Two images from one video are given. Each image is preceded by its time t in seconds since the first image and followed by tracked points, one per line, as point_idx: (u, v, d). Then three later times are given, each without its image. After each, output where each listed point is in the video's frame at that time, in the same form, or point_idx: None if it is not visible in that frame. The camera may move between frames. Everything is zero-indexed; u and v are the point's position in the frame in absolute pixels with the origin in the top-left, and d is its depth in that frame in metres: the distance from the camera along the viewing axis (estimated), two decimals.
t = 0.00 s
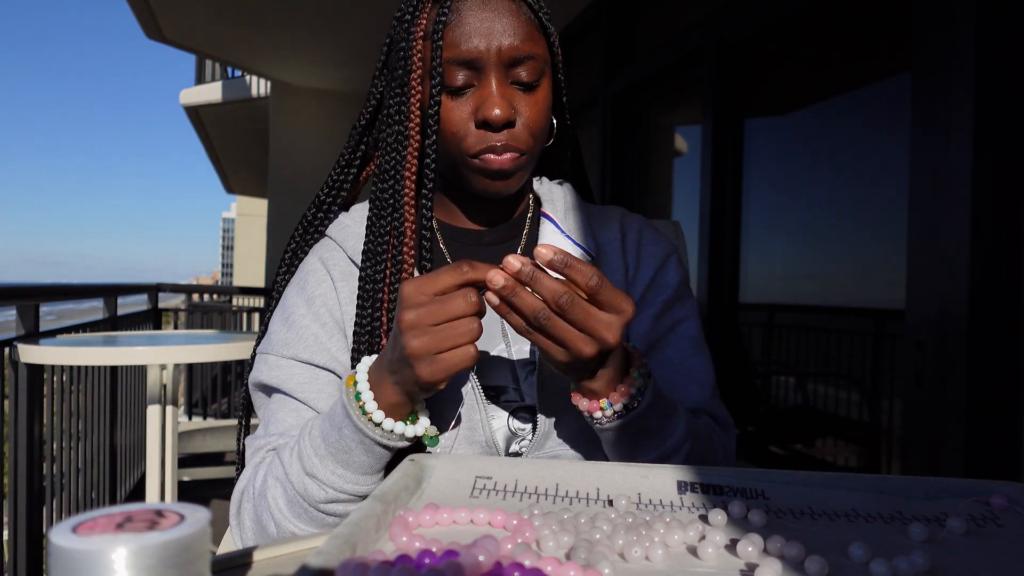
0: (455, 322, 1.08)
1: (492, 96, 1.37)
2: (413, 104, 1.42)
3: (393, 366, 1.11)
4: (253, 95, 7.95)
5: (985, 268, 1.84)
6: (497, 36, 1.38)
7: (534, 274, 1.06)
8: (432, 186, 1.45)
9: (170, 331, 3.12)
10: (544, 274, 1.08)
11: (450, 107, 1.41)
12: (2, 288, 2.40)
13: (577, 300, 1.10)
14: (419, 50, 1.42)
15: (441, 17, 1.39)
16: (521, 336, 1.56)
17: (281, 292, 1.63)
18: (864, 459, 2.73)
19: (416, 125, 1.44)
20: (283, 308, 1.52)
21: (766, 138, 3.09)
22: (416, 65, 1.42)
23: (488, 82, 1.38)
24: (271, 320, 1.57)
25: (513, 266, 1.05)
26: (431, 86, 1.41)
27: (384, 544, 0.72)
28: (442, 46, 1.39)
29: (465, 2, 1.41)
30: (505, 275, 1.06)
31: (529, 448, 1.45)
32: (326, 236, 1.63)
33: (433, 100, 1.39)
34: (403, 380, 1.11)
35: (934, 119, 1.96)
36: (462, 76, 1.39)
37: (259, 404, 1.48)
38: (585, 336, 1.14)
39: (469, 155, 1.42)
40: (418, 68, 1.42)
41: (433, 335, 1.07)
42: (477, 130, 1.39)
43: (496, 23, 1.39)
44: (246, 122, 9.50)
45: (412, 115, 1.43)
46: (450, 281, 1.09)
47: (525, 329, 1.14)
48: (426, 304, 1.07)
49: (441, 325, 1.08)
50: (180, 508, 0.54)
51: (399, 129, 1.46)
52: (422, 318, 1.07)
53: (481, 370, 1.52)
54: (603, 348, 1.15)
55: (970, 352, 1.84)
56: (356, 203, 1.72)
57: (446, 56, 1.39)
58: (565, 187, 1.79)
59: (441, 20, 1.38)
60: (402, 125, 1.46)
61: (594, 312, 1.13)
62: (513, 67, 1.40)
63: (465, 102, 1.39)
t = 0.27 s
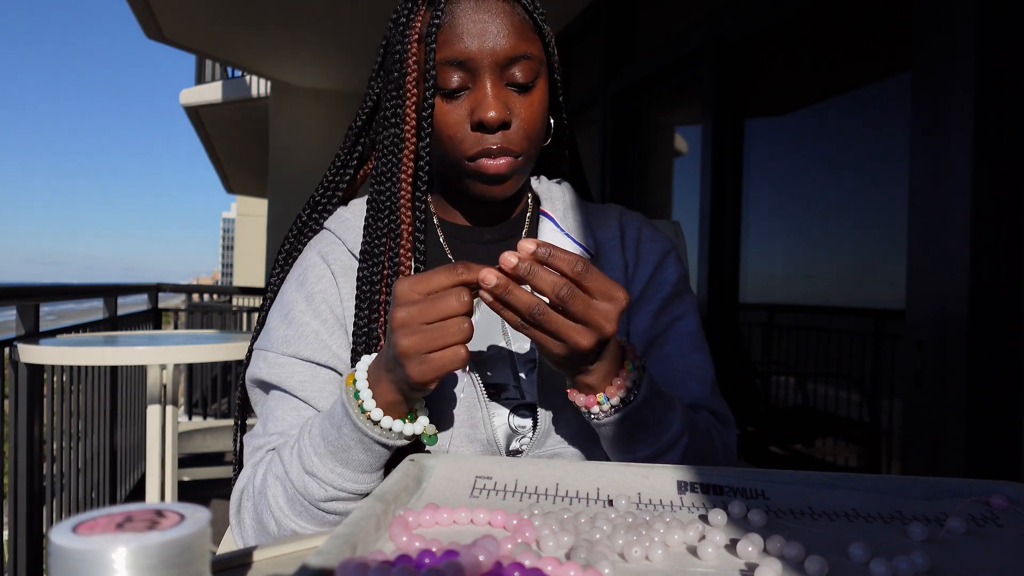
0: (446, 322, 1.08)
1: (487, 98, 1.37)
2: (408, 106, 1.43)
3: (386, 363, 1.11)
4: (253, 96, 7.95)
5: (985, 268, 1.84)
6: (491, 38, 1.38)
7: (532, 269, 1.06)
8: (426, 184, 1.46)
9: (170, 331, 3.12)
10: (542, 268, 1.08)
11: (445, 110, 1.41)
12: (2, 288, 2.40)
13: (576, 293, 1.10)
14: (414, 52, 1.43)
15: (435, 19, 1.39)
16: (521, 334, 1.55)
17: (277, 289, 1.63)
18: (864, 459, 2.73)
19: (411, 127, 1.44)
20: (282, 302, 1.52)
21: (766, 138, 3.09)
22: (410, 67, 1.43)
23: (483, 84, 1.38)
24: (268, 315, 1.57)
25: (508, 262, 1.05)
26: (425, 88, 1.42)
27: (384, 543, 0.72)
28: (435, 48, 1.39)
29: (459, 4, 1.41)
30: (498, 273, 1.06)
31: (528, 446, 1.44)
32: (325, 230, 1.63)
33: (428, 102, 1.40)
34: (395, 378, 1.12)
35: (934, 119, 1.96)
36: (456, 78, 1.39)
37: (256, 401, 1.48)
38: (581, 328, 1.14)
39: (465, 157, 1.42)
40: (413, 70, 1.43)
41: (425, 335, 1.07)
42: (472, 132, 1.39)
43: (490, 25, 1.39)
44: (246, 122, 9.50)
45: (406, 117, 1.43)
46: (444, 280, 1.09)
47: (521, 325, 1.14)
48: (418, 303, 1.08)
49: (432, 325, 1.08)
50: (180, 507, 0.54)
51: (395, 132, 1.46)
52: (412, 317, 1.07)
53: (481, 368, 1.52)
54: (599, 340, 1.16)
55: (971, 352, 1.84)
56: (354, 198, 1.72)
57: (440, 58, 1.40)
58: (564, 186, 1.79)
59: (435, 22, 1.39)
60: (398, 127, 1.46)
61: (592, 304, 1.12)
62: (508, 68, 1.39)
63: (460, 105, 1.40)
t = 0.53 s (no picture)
0: (448, 324, 1.08)
1: (488, 97, 1.37)
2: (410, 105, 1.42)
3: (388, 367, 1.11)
4: (253, 96, 7.95)
5: (985, 267, 1.84)
6: (492, 37, 1.38)
7: (535, 268, 1.06)
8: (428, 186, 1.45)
9: (170, 331, 3.11)
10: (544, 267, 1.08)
11: (446, 109, 1.41)
12: (2, 288, 2.40)
13: (580, 292, 1.09)
14: (415, 52, 1.43)
15: (436, 18, 1.39)
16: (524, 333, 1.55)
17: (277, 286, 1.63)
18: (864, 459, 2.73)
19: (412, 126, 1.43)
20: (284, 300, 1.52)
21: (766, 137, 3.09)
22: (412, 67, 1.43)
23: (483, 83, 1.38)
24: (270, 312, 1.57)
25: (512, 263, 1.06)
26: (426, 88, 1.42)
27: (384, 543, 0.72)
28: (436, 47, 1.39)
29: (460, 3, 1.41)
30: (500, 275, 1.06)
31: (532, 445, 1.45)
32: (328, 225, 1.63)
33: (429, 102, 1.40)
34: (397, 380, 1.12)
35: (934, 119, 1.96)
36: (457, 77, 1.39)
37: (256, 398, 1.48)
38: (584, 326, 1.14)
39: (467, 157, 1.42)
40: (414, 70, 1.43)
41: (427, 338, 1.08)
42: (473, 131, 1.39)
43: (491, 23, 1.39)
44: (246, 122, 9.50)
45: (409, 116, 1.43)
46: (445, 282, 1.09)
47: (525, 326, 1.14)
48: (421, 305, 1.08)
49: (434, 327, 1.08)
50: (180, 508, 0.54)
51: (397, 130, 1.46)
52: (415, 318, 1.07)
53: (485, 366, 1.51)
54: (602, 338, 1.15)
55: (970, 352, 1.84)
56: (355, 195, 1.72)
57: (441, 58, 1.40)
58: (566, 186, 1.79)
59: (435, 21, 1.39)
60: (400, 126, 1.45)
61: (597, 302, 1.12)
62: (509, 67, 1.39)
63: (461, 104, 1.40)
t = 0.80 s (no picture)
0: (448, 325, 1.09)
1: (482, 97, 1.37)
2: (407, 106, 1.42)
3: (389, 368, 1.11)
4: (253, 96, 7.95)
5: (985, 268, 1.84)
6: (487, 36, 1.37)
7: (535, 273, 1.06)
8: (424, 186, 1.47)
9: (170, 331, 3.11)
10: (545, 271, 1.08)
11: (441, 109, 1.42)
12: (3, 288, 2.40)
13: (580, 297, 1.09)
14: (412, 52, 1.43)
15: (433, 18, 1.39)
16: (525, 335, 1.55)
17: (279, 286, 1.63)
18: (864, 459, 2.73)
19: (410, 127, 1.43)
20: (285, 300, 1.52)
21: (766, 138, 3.09)
22: (408, 66, 1.42)
23: (478, 84, 1.38)
24: (271, 313, 1.57)
25: (513, 267, 1.05)
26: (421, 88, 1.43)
27: (384, 543, 0.72)
28: (431, 47, 1.40)
29: (456, 2, 1.41)
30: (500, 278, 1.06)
31: (532, 446, 1.45)
32: (330, 225, 1.63)
33: (423, 101, 1.42)
34: (395, 382, 1.12)
35: (934, 119, 1.96)
36: (452, 77, 1.39)
37: (257, 398, 1.48)
38: (583, 330, 1.14)
39: (461, 156, 1.43)
40: (410, 70, 1.42)
41: (426, 338, 1.08)
42: (468, 131, 1.39)
43: (486, 23, 1.38)
44: (246, 122, 9.50)
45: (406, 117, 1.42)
46: (446, 283, 1.09)
47: (524, 329, 1.14)
48: (421, 305, 1.08)
49: (434, 327, 1.08)
50: (180, 508, 0.54)
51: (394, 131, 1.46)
52: (415, 318, 1.07)
53: (486, 367, 1.52)
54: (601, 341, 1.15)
55: (970, 352, 1.85)
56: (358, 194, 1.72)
57: (436, 58, 1.40)
58: (568, 187, 1.79)
59: (432, 21, 1.40)
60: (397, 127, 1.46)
61: (598, 306, 1.12)
62: (503, 68, 1.39)
63: (456, 104, 1.40)
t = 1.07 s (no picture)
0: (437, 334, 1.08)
1: (487, 94, 1.37)
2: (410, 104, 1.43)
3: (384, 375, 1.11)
4: (253, 95, 7.95)
5: (985, 268, 1.84)
6: (490, 33, 1.38)
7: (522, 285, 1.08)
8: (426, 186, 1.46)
9: (170, 330, 3.11)
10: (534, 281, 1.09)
11: (445, 106, 1.42)
12: (2, 288, 2.40)
13: (570, 304, 1.10)
14: (414, 50, 1.43)
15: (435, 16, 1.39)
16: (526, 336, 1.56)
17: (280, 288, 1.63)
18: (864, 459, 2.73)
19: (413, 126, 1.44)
20: (285, 302, 1.52)
21: (766, 137, 3.09)
22: (411, 66, 1.43)
23: (482, 80, 1.38)
24: (271, 315, 1.57)
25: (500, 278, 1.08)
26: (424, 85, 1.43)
27: (384, 543, 0.72)
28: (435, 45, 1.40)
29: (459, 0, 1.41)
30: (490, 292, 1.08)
31: (534, 447, 1.44)
32: (329, 228, 1.63)
33: (428, 99, 1.42)
34: (389, 388, 1.12)
35: (934, 119, 1.96)
36: (456, 74, 1.39)
37: (259, 400, 1.48)
38: (579, 337, 1.13)
39: (466, 152, 1.43)
40: (413, 69, 1.43)
41: (417, 346, 1.08)
42: (472, 128, 1.39)
43: (490, 21, 1.39)
44: (246, 122, 9.50)
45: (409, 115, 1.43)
46: (433, 293, 1.08)
47: (521, 342, 1.14)
48: (410, 316, 1.07)
49: (423, 337, 1.08)
50: (180, 508, 0.54)
51: (397, 129, 1.47)
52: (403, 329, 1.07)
53: (487, 368, 1.53)
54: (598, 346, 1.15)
55: (970, 352, 1.85)
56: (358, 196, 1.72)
57: (440, 55, 1.40)
58: (568, 188, 1.78)
59: (434, 18, 1.40)
60: (399, 126, 1.46)
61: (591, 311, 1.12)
62: (507, 64, 1.39)
63: (460, 101, 1.40)
